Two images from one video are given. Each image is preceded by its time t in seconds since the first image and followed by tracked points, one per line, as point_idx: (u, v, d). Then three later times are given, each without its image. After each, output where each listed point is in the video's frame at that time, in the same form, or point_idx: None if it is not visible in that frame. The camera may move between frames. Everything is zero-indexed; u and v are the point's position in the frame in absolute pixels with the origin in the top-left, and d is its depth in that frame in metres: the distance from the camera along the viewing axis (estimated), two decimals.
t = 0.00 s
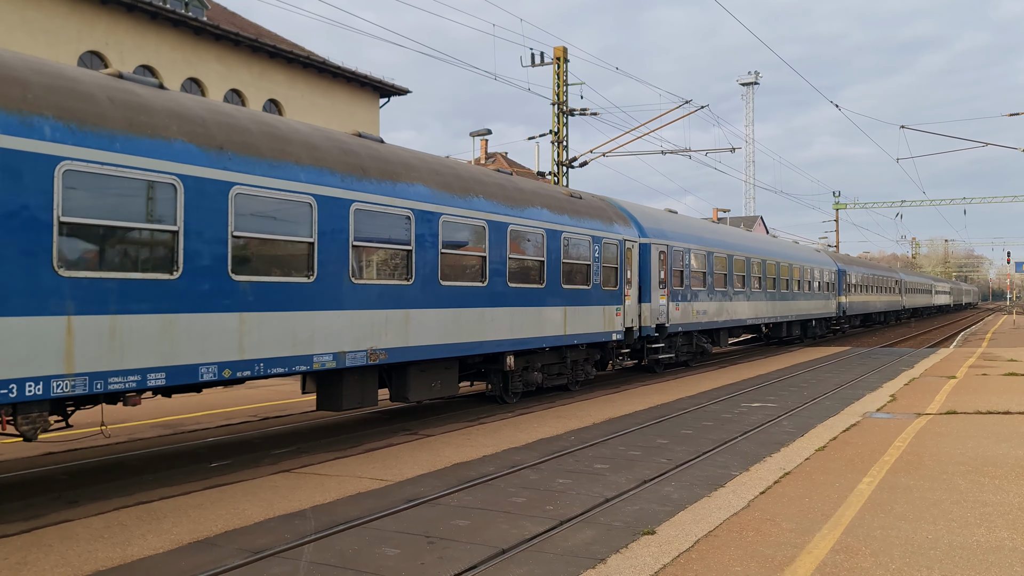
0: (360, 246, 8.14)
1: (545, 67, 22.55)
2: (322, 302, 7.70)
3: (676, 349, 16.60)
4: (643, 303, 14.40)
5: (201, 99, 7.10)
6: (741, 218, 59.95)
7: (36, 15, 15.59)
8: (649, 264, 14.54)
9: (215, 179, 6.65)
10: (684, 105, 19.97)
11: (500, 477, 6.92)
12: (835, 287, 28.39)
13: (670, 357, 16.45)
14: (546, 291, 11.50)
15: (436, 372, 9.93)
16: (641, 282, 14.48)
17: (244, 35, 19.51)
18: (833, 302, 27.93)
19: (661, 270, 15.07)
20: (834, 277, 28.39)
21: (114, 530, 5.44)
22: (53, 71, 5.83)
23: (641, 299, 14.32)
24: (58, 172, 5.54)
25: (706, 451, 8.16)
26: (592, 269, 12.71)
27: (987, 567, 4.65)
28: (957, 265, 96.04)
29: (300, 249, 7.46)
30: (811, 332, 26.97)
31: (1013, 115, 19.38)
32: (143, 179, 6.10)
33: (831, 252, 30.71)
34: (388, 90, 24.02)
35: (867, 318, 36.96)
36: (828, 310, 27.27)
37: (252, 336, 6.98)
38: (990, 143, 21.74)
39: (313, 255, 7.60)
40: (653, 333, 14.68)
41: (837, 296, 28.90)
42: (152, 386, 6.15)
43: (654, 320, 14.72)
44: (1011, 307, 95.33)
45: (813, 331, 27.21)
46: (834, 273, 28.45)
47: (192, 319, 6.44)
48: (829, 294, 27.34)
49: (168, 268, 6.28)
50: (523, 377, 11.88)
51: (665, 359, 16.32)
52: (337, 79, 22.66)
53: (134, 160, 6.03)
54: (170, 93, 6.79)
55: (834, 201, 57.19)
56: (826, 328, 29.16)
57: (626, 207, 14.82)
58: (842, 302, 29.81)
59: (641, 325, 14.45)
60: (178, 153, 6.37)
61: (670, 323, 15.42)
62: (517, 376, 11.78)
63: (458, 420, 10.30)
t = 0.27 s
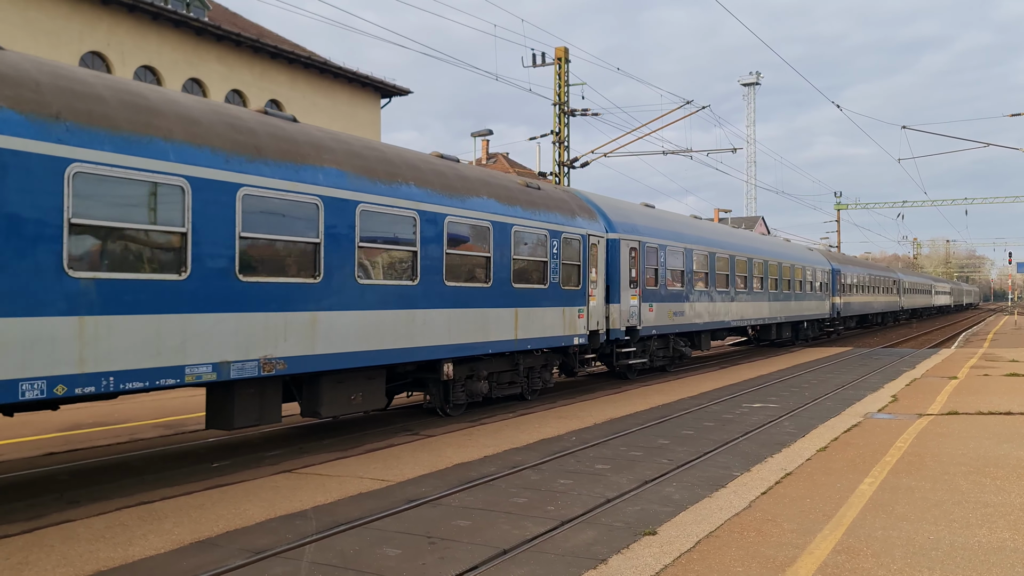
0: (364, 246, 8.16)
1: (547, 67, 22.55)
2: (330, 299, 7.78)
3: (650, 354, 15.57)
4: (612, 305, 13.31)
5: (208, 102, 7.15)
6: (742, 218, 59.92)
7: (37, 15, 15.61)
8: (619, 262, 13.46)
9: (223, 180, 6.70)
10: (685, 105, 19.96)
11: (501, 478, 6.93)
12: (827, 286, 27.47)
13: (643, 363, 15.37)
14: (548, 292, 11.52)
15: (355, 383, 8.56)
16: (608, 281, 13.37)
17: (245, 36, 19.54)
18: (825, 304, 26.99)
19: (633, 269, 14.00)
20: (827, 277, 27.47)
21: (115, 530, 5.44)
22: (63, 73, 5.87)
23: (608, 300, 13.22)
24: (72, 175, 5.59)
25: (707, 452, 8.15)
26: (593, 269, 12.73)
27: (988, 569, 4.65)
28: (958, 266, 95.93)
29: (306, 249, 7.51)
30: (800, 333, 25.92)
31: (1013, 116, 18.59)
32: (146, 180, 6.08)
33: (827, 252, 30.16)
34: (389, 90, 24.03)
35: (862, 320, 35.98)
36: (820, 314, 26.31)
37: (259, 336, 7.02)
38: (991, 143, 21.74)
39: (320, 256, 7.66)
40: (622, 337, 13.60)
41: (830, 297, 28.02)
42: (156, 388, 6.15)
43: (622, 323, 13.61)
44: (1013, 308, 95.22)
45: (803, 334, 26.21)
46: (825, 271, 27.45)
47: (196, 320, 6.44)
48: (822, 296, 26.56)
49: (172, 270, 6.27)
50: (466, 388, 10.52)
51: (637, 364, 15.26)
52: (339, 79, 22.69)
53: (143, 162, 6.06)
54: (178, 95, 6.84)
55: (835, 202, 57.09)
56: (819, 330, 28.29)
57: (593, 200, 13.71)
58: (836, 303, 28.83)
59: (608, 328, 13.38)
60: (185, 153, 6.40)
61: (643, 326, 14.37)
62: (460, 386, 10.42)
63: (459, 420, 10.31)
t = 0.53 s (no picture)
0: (367, 247, 8.26)
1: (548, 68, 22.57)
2: (334, 298, 7.87)
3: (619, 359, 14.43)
4: (571, 306, 12.21)
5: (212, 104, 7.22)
6: (743, 218, 59.93)
7: (38, 17, 15.63)
8: (580, 259, 12.35)
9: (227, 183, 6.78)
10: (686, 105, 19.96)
11: (502, 478, 6.94)
12: (819, 284, 26.48)
13: (611, 368, 14.26)
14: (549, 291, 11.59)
15: (250, 398, 7.33)
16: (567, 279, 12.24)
17: (246, 37, 19.56)
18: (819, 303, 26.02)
19: (597, 266, 12.90)
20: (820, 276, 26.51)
21: (117, 530, 5.45)
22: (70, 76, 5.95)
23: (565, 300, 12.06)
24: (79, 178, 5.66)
25: (708, 452, 8.15)
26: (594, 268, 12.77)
27: (989, 569, 4.65)
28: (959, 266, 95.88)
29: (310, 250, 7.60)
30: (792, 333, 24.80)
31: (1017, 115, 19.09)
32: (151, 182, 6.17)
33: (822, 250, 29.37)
34: (390, 91, 24.03)
35: (859, 321, 34.95)
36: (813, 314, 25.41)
37: (265, 336, 7.12)
38: (991, 143, 21.75)
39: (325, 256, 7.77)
40: (584, 340, 12.47)
41: (825, 296, 27.11)
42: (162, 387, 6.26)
43: (585, 325, 12.47)
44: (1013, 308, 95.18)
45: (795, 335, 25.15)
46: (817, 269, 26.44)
47: (201, 320, 6.54)
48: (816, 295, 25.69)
49: (178, 270, 6.37)
50: (393, 400, 9.31)
51: (604, 370, 14.11)
52: (340, 80, 22.71)
53: (149, 165, 6.14)
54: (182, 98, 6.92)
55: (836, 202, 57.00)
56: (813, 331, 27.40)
57: (551, 190, 12.51)
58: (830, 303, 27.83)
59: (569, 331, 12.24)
60: (190, 155, 6.48)
61: (608, 328, 13.27)
62: (386, 399, 9.20)
63: (459, 420, 10.34)
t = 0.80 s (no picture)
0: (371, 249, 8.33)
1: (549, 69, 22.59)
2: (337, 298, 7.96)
3: (580, 365, 13.20)
4: (524, 307, 11.11)
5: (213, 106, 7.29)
6: (743, 219, 59.91)
7: (39, 18, 15.64)
8: (535, 256, 11.26)
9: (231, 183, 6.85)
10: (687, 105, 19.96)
11: (503, 478, 6.94)
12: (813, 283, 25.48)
13: (571, 376, 13.04)
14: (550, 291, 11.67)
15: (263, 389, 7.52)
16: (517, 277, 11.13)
17: (248, 38, 19.57)
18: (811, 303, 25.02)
19: (554, 264, 11.80)
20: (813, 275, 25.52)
21: (118, 530, 5.45)
22: (74, 79, 6.03)
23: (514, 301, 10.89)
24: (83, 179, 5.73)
25: (709, 453, 8.15)
26: (593, 269, 12.85)
27: (991, 569, 4.65)
28: (960, 267, 95.79)
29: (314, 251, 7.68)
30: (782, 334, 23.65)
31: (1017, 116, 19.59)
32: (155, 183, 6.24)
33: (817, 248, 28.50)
34: (391, 91, 24.02)
35: (855, 321, 34.01)
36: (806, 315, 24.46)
37: (267, 336, 7.18)
38: (991, 144, 21.76)
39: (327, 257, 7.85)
40: (539, 345, 11.37)
41: (819, 296, 26.20)
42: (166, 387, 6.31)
43: (540, 329, 11.38)
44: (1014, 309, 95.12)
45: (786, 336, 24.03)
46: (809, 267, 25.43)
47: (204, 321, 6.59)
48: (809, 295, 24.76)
49: (182, 272, 6.44)
50: (296, 417, 8.00)
51: (564, 378, 12.90)
52: (341, 81, 22.72)
53: (154, 165, 6.22)
54: (184, 100, 6.99)
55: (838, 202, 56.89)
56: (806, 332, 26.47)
57: (499, 179, 11.33)
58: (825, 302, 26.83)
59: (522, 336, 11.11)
60: (192, 155, 6.55)
61: (567, 332, 12.14)
62: (287, 416, 7.91)
63: (460, 420, 10.35)
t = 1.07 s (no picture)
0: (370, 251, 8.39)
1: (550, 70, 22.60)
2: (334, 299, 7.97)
3: (534, 373, 11.98)
4: (524, 307, 11.18)
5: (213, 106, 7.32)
6: (744, 219, 59.89)
7: (41, 19, 15.65)
8: (507, 253, 10.76)
9: (232, 183, 6.91)
10: (687, 106, 19.96)
11: (504, 478, 6.95)
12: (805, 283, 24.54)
13: (523, 386, 11.81)
14: (547, 291, 11.70)
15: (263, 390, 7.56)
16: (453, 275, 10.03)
17: (249, 38, 19.58)
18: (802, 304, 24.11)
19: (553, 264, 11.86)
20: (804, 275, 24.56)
21: (120, 530, 5.46)
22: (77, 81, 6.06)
23: (447, 302, 9.70)
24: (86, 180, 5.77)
25: (710, 453, 8.14)
26: (592, 270, 12.88)
27: (992, 570, 4.65)
28: (961, 267, 95.71)
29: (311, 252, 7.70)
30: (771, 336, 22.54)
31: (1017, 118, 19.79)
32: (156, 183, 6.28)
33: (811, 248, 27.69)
34: (392, 92, 24.03)
35: (849, 323, 33.05)
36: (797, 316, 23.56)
37: (265, 336, 7.21)
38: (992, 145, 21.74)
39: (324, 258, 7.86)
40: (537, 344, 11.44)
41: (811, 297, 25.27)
42: (169, 387, 6.36)
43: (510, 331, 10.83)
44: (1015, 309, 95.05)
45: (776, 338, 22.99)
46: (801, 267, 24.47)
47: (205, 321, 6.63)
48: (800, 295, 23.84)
49: (184, 272, 6.48)
50: (162, 439, 6.68)
51: (515, 387, 11.68)
52: (342, 82, 22.74)
53: (156, 166, 6.27)
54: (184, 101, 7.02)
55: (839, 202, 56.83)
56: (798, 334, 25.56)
57: (437, 165, 10.17)
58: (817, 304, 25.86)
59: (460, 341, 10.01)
60: (194, 157, 6.60)
61: (515, 336, 11.01)
62: (151, 435, 6.60)
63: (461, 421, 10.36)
